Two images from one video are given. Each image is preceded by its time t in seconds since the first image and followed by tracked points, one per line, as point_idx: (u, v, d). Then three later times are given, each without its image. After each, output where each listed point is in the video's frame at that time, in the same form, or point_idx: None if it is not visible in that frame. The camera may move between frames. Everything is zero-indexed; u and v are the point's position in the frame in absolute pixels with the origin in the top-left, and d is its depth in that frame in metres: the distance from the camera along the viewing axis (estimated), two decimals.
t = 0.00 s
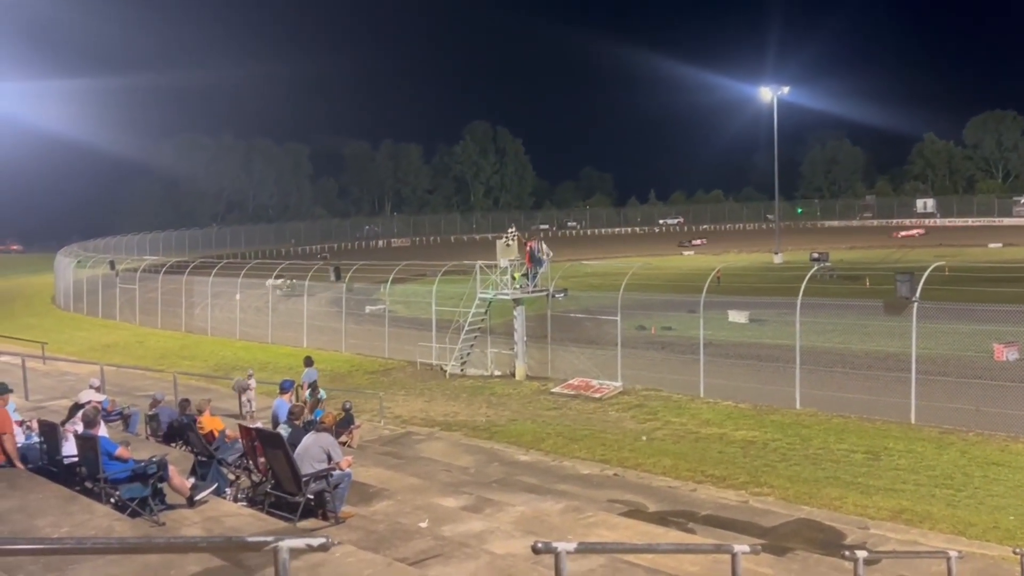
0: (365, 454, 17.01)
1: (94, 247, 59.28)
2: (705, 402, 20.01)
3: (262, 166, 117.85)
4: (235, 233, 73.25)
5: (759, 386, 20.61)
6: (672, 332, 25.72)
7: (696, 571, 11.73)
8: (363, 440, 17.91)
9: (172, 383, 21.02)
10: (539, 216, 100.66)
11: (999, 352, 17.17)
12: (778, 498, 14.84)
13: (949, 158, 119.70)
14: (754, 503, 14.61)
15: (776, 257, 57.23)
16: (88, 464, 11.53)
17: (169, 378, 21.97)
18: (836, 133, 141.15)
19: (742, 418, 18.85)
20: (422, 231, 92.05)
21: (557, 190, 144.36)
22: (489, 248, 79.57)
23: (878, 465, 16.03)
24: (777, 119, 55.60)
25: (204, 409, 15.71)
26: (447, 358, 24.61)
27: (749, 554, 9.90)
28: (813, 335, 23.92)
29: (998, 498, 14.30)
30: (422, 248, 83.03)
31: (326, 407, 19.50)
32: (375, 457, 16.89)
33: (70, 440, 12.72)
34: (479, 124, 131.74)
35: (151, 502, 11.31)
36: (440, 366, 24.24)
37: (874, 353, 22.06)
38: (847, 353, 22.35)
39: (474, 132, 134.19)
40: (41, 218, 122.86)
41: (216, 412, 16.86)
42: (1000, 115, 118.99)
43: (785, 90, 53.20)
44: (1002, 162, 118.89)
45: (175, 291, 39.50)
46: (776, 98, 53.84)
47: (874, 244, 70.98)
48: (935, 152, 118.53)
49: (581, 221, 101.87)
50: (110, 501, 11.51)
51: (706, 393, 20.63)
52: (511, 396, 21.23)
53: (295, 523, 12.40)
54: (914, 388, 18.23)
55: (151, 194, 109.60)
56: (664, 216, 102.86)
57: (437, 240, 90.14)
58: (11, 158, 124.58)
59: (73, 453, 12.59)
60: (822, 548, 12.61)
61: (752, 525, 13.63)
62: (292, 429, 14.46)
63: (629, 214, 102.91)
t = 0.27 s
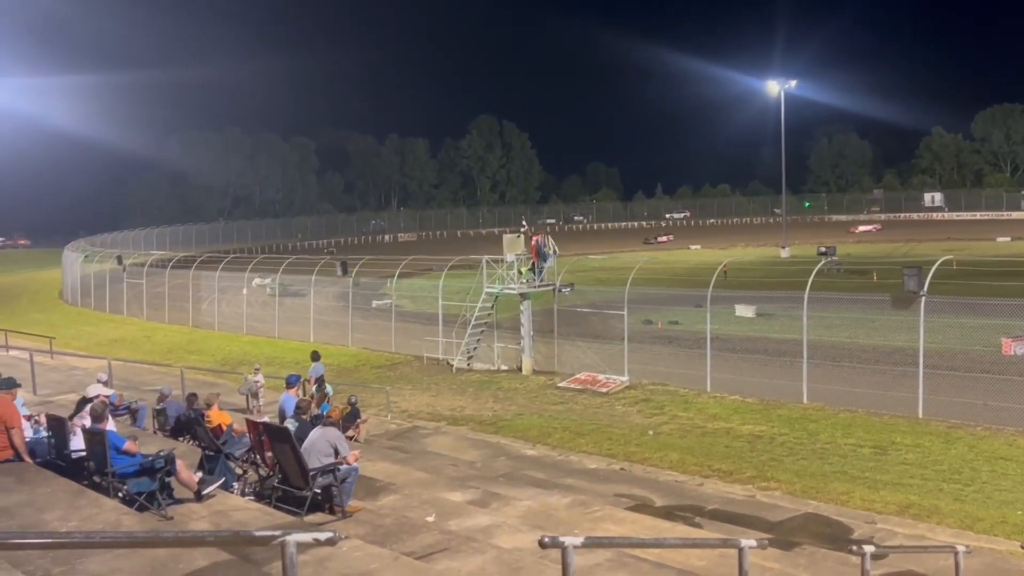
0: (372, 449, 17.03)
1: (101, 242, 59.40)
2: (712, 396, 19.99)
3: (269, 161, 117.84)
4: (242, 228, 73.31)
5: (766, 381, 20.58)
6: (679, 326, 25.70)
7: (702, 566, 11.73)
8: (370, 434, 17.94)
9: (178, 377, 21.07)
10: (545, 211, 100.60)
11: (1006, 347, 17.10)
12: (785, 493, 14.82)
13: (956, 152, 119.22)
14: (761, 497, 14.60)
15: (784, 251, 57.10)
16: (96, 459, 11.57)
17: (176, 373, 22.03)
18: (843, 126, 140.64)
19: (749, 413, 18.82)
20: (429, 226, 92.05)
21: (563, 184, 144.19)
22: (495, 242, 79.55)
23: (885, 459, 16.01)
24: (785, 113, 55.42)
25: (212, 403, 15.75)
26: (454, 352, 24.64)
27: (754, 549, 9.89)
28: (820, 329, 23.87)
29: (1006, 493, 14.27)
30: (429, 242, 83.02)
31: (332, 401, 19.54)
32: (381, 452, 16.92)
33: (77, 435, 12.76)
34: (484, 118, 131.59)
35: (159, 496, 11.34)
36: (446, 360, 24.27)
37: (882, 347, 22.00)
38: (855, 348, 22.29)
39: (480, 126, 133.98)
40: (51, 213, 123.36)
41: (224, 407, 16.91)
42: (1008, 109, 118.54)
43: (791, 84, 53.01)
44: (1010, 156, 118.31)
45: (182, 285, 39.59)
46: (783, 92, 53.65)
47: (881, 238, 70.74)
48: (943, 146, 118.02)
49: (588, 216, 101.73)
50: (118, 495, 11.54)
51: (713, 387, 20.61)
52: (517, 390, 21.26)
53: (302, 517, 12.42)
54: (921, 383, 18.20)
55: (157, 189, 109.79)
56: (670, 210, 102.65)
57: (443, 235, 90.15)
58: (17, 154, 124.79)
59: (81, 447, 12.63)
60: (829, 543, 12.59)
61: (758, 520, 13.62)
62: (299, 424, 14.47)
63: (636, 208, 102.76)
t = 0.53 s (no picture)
0: (375, 443, 17.05)
1: (104, 237, 59.43)
2: (715, 391, 19.99)
3: (272, 155, 117.76)
4: (246, 223, 73.39)
5: (769, 375, 20.57)
6: (682, 321, 25.67)
7: (705, 562, 11.75)
8: (373, 429, 17.96)
9: (182, 373, 21.10)
10: (549, 206, 100.55)
11: (1010, 341, 17.08)
12: (788, 487, 14.82)
13: (960, 146, 119.03)
14: (765, 492, 14.60)
15: (787, 245, 57.09)
16: (99, 454, 11.58)
17: (179, 368, 22.06)
18: (847, 120, 140.37)
19: (752, 407, 18.82)
20: (432, 221, 92.04)
21: (566, 179, 144.06)
22: (498, 237, 79.60)
23: (888, 454, 15.99)
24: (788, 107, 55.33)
25: (215, 398, 15.76)
26: (457, 347, 24.66)
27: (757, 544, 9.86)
28: (824, 324, 23.86)
29: (1009, 487, 14.26)
30: (431, 237, 83.08)
31: (335, 396, 19.55)
32: (385, 446, 16.93)
33: (81, 430, 12.77)
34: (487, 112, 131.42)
35: (162, 491, 11.35)
36: (449, 355, 24.29)
37: (886, 342, 21.97)
38: (859, 342, 22.28)
39: (483, 120, 133.81)
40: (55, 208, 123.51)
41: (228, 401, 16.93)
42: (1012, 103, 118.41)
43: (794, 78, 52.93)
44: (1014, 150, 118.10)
45: (186, 280, 39.64)
46: (786, 87, 53.56)
47: (884, 232, 70.67)
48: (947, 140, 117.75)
49: (591, 210, 101.66)
50: (121, 490, 11.53)
51: (716, 381, 20.60)
52: (520, 385, 21.26)
53: (305, 512, 12.42)
54: (924, 377, 18.19)
55: (160, 184, 109.82)
56: (673, 204, 102.51)
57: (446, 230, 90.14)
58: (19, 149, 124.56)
59: (84, 443, 12.64)
60: (833, 537, 12.57)
61: (762, 514, 13.62)
62: (302, 419, 14.47)
63: (639, 203, 102.71)
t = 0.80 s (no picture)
0: (374, 439, 17.06)
1: (103, 233, 59.36)
2: (714, 386, 20.01)
3: (270, 152, 117.61)
4: (244, 219, 73.39)
5: (768, 370, 20.59)
6: (681, 316, 25.68)
7: (704, 557, 11.77)
8: (372, 425, 17.97)
9: (181, 369, 21.11)
10: (548, 201, 100.49)
11: (1009, 336, 17.10)
12: (788, 482, 14.84)
13: (959, 140, 118.88)
14: (764, 487, 14.62)
15: (785, 240, 57.11)
16: (99, 450, 11.58)
17: (178, 364, 22.07)
18: (846, 115, 140.16)
19: (751, 402, 18.84)
20: (431, 216, 91.98)
21: (565, 174, 143.97)
22: (497, 232, 79.61)
23: (887, 448, 16.02)
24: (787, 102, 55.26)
25: (215, 394, 15.76)
26: (456, 343, 24.68)
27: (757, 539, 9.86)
28: (824, 319, 23.89)
29: (1008, 481, 14.29)
30: (430, 233, 83.06)
31: (335, 392, 19.57)
32: (385, 442, 16.95)
33: (80, 426, 12.77)
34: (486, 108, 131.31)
35: (162, 487, 11.36)
36: (448, 351, 24.30)
37: (884, 337, 21.98)
38: (858, 337, 22.30)
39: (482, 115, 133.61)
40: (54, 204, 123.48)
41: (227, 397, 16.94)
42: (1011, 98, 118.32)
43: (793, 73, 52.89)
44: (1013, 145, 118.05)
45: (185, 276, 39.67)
46: (785, 82, 53.50)
47: (883, 227, 70.66)
48: (946, 135, 117.65)
49: (590, 206, 101.60)
50: (120, 486, 11.54)
51: (715, 377, 20.62)
52: (519, 380, 21.27)
53: (305, 507, 12.43)
54: (924, 372, 18.21)
55: (159, 180, 109.68)
56: (672, 200, 102.45)
57: (445, 225, 90.08)
58: (17, 146, 124.26)
59: (84, 439, 12.65)
60: (832, 532, 12.59)
61: (761, 508, 13.65)
62: (302, 415, 14.47)
63: (638, 198, 102.68)
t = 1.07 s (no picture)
0: (371, 436, 17.07)
1: (98, 230, 59.26)
2: (709, 381, 20.04)
3: (266, 148, 117.37)
4: (240, 216, 73.32)
5: (763, 365, 20.62)
6: (677, 312, 25.71)
7: (700, 552, 11.80)
8: (368, 421, 17.98)
9: (177, 366, 21.09)
10: (543, 197, 100.47)
11: (1004, 331, 17.14)
12: (783, 477, 14.86)
13: (954, 136, 118.92)
14: (759, 482, 14.64)
15: (780, 235, 57.21)
16: (95, 448, 11.57)
17: (174, 361, 22.05)
18: (841, 111, 140.24)
19: (746, 398, 18.87)
20: (426, 213, 91.96)
21: (561, 170, 143.96)
22: (492, 228, 79.62)
23: (882, 443, 16.05)
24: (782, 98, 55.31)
25: (209, 391, 15.73)
26: (452, 339, 24.68)
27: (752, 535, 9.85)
28: (819, 315, 23.94)
29: (1002, 476, 14.32)
30: (426, 229, 83.05)
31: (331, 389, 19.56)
32: (381, 439, 16.95)
33: (76, 423, 12.76)
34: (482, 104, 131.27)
35: (158, 484, 11.33)
36: (444, 347, 24.31)
37: (879, 332, 22.03)
38: (853, 333, 22.34)
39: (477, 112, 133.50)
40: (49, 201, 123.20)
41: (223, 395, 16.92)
42: (1006, 93, 118.48)
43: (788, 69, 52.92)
44: (1008, 140, 118.27)
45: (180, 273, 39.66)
46: (780, 78, 53.54)
47: (878, 222, 70.79)
48: (941, 130, 117.81)
49: (585, 202, 101.58)
50: (116, 483, 11.52)
51: (711, 372, 20.64)
52: (515, 377, 21.28)
53: (301, 504, 12.43)
54: (919, 367, 18.25)
55: (154, 177, 109.44)
56: (667, 195, 102.35)
57: (440, 222, 90.03)
58: (9, 141, 123.73)
59: (79, 436, 12.63)
60: (828, 527, 12.61)
61: (756, 504, 13.67)
62: (298, 411, 14.48)
63: (633, 194, 102.75)
